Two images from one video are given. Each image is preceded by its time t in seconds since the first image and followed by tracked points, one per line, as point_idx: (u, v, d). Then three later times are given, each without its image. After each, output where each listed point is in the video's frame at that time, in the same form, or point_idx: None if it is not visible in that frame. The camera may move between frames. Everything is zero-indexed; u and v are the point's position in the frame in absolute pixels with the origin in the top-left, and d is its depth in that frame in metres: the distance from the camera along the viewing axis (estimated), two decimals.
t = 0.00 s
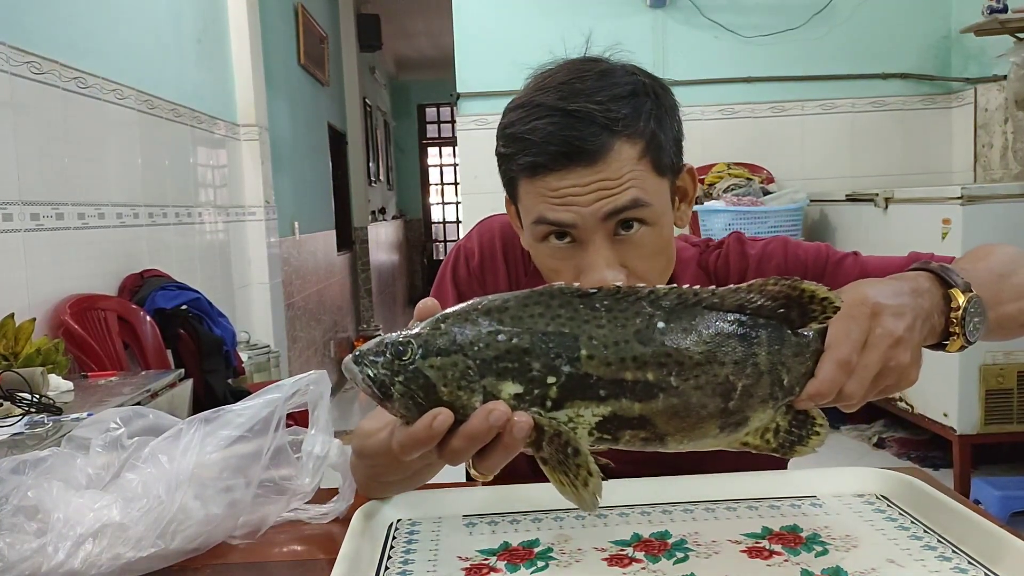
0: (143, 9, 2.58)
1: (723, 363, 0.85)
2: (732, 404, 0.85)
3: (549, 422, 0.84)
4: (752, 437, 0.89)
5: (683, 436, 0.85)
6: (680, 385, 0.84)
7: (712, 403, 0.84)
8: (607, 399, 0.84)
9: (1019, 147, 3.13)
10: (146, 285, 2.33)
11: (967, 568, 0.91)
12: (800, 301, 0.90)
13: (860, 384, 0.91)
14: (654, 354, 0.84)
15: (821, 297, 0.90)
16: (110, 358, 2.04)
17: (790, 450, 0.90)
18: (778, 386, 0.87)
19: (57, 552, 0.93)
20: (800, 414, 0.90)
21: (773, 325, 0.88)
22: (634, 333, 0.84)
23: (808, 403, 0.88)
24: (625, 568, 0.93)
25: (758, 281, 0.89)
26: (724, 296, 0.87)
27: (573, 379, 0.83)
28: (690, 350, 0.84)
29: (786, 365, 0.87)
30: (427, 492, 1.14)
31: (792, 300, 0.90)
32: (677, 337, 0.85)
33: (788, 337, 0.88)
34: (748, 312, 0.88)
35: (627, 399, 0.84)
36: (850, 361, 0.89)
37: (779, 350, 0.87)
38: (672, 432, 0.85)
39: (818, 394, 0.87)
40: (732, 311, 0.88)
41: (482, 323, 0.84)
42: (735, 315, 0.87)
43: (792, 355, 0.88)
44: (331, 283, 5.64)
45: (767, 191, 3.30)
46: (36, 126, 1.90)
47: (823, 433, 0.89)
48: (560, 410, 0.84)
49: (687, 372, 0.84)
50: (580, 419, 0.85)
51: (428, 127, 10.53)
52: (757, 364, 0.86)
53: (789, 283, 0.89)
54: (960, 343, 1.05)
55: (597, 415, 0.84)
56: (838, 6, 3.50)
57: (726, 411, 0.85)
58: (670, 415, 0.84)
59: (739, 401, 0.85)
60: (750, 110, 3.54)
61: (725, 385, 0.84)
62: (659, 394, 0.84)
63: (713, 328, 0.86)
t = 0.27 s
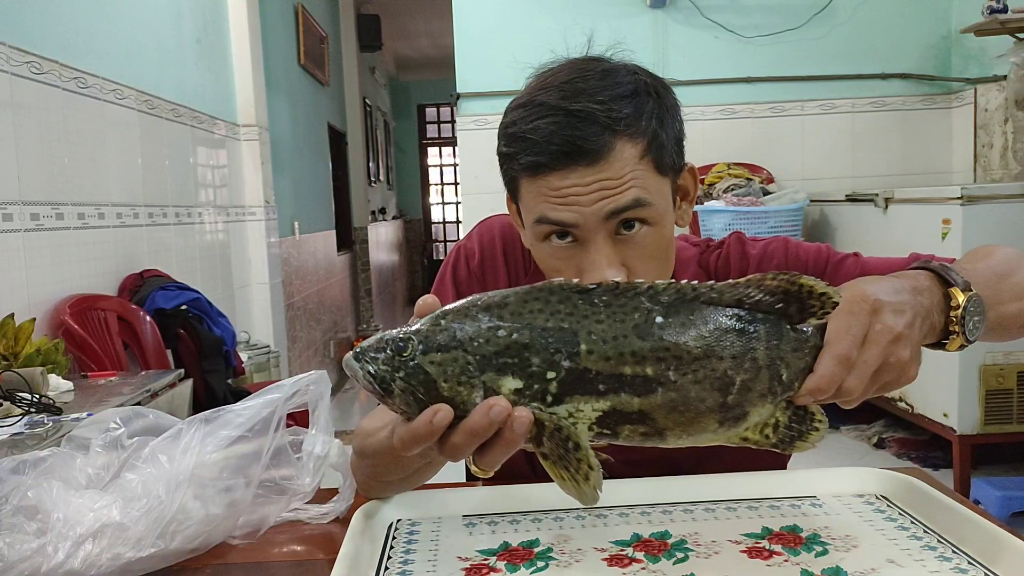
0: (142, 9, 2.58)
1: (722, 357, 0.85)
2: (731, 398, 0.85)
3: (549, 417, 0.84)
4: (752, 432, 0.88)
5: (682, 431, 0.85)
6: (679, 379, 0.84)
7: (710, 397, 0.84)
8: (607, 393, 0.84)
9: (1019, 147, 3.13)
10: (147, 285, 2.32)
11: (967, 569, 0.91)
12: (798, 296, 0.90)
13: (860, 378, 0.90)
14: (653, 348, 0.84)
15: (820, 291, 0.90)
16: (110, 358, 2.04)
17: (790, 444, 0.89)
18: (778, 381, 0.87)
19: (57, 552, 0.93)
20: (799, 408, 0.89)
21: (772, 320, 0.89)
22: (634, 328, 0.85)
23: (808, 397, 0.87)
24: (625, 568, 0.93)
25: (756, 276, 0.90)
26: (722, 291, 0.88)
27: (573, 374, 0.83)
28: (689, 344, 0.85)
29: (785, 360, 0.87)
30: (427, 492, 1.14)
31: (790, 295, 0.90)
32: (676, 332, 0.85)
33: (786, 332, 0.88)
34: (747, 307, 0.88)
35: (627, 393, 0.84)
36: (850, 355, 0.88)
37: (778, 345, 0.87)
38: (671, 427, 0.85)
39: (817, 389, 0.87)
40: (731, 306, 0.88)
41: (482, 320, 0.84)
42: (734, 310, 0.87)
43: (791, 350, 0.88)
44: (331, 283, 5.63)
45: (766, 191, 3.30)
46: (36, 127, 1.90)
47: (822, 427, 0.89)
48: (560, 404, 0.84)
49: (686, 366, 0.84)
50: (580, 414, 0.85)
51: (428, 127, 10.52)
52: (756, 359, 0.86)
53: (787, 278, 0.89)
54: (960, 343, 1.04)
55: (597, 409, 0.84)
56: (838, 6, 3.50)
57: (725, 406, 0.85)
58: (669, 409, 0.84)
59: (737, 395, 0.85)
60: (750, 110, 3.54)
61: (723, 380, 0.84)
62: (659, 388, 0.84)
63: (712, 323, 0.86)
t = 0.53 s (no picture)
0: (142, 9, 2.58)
1: (719, 354, 0.85)
2: (728, 395, 0.85)
3: (547, 414, 0.84)
4: (749, 428, 0.88)
5: (679, 428, 0.85)
6: (676, 376, 0.84)
7: (707, 394, 0.84)
8: (605, 390, 0.84)
9: (1018, 147, 3.14)
10: (146, 285, 2.32)
11: (967, 568, 0.91)
12: (797, 293, 0.90)
13: (857, 375, 0.90)
14: (651, 345, 0.84)
15: (818, 288, 0.90)
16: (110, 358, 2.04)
17: (787, 441, 0.89)
18: (774, 377, 0.87)
19: (57, 551, 0.93)
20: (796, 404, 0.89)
21: (769, 317, 0.89)
22: (632, 325, 0.85)
23: (806, 394, 0.87)
24: (625, 568, 0.93)
25: (753, 273, 0.90)
26: (719, 288, 0.88)
27: (571, 371, 0.83)
28: (686, 341, 0.85)
29: (782, 356, 0.87)
30: (427, 492, 1.14)
31: (789, 293, 0.90)
32: (674, 330, 0.85)
33: (784, 329, 0.88)
34: (744, 304, 0.88)
35: (625, 390, 0.84)
36: (847, 353, 0.89)
37: (775, 342, 0.87)
38: (668, 423, 0.85)
39: (813, 386, 0.87)
40: (728, 303, 0.88)
41: (480, 318, 0.84)
42: (731, 307, 0.87)
43: (788, 347, 0.88)
44: (330, 283, 5.63)
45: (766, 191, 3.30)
46: (36, 127, 1.90)
47: (820, 426, 0.89)
48: (558, 402, 0.84)
49: (684, 363, 0.84)
50: (578, 411, 0.85)
51: (428, 127, 10.52)
52: (753, 356, 0.86)
53: (784, 275, 0.89)
54: (960, 341, 1.04)
55: (596, 406, 0.84)
56: (838, 6, 3.50)
57: (722, 402, 0.85)
58: (666, 406, 0.84)
59: (734, 392, 0.85)
60: (750, 110, 3.54)
61: (720, 376, 0.84)
62: (656, 385, 0.84)
63: (709, 320, 0.86)
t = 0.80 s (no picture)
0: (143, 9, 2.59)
1: (716, 345, 0.85)
2: (726, 386, 0.85)
3: (546, 407, 0.84)
4: (748, 419, 0.88)
5: (678, 419, 0.85)
6: (675, 367, 0.84)
7: (706, 385, 0.84)
8: (604, 382, 0.84)
9: (1018, 147, 3.14)
10: (146, 285, 2.32)
11: (967, 568, 0.91)
12: (792, 284, 0.91)
13: (855, 365, 0.89)
14: (649, 337, 0.84)
15: (814, 279, 0.91)
16: (110, 357, 2.05)
17: (785, 431, 0.90)
18: (772, 367, 0.87)
19: (57, 551, 0.93)
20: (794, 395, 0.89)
21: (766, 308, 0.89)
22: (630, 317, 0.85)
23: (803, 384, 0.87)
24: (625, 568, 0.93)
25: (748, 265, 0.90)
26: (716, 280, 0.88)
27: (569, 364, 0.84)
28: (684, 333, 0.85)
29: (780, 347, 0.88)
30: (427, 492, 1.14)
31: (784, 284, 0.91)
32: (672, 321, 0.85)
33: (780, 320, 0.89)
34: (740, 295, 0.89)
35: (624, 381, 0.84)
36: (844, 342, 0.88)
37: (772, 333, 0.88)
38: (667, 415, 0.85)
39: (810, 376, 0.87)
40: (725, 295, 0.88)
41: (479, 312, 0.84)
42: (728, 299, 0.88)
43: (784, 338, 0.88)
44: (330, 283, 5.63)
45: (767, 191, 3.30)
46: (36, 127, 1.90)
47: (819, 416, 0.89)
48: (557, 394, 0.84)
49: (682, 355, 0.84)
50: (577, 403, 0.85)
51: (428, 127, 10.52)
52: (750, 346, 0.86)
53: (779, 266, 0.90)
54: (959, 335, 1.04)
55: (594, 398, 0.84)
56: (838, 6, 3.50)
57: (721, 394, 0.85)
58: (665, 398, 0.84)
59: (732, 382, 0.85)
60: (750, 109, 3.54)
61: (718, 367, 0.85)
62: (654, 377, 0.84)
63: (706, 312, 0.86)
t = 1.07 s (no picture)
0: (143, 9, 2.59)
1: (715, 337, 0.85)
2: (726, 378, 0.85)
3: (546, 399, 0.84)
4: (747, 412, 0.88)
5: (678, 412, 0.85)
6: (674, 359, 0.84)
7: (705, 376, 0.84)
8: (604, 374, 0.84)
9: (1018, 147, 3.14)
10: (146, 285, 2.32)
11: (967, 568, 0.91)
12: (790, 277, 0.91)
13: (855, 359, 0.89)
14: (649, 329, 0.84)
15: (811, 272, 0.91)
16: (110, 357, 2.05)
17: (785, 424, 0.89)
18: (770, 360, 0.87)
19: (57, 551, 0.93)
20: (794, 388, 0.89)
21: (765, 301, 0.90)
22: (629, 309, 0.85)
23: (802, 376, 0.86)
24: (625, 568, 0.93)
25: (747, 258, 0.91)
26: (714, 272, 0.89)
27: (569, 356, 0.84)
28: (683, 325, 0.85)
29: (778, 340, 0.88)
30: (426, 492, 1.14)
31: (782, 277, 0.91)
32: (672, 313, 0.85)
33: (779, 312, 0.89)
34: (739, 288, 0.89)
35: (624, 373, 0.84)
36: (843, 335, 0.88)
37: (771, 325, 0.88)
38: (667, 407, 0.85)
39: (809, 369, 0.86)
40: (724, 287, 0.89)
41: (480, 305, 0.84)
42: (728, 291, 0.88)
43: (783, 331, 0.88)
44: (330, 283, 5.63)
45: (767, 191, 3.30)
46: (35, 127, 1.90)
47: (818, 409, 0.88)
48: (557, 386, 0.84)
49: (682, 347, 0.84)
50: (577, 396, 0.85)
51: (428, 127, 10.52)
52: (749, 339, 0.86)
53: (777, 258, 0.90)
54: (957, 331, 1.04)
55: (595, 391, 0.84)
56: (838, 7, 3.50)
57: (721, 386, 0.85)
58: (665, 390, 0.84)
59: (732, 374, 0.85)
60: (750, 109, 3.54)
61: (717, 360, 0.85)
62: (654, 368, 0.84)
63: (706, 304, 0.87)
